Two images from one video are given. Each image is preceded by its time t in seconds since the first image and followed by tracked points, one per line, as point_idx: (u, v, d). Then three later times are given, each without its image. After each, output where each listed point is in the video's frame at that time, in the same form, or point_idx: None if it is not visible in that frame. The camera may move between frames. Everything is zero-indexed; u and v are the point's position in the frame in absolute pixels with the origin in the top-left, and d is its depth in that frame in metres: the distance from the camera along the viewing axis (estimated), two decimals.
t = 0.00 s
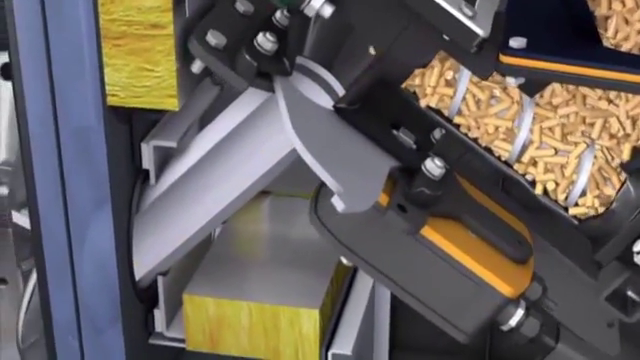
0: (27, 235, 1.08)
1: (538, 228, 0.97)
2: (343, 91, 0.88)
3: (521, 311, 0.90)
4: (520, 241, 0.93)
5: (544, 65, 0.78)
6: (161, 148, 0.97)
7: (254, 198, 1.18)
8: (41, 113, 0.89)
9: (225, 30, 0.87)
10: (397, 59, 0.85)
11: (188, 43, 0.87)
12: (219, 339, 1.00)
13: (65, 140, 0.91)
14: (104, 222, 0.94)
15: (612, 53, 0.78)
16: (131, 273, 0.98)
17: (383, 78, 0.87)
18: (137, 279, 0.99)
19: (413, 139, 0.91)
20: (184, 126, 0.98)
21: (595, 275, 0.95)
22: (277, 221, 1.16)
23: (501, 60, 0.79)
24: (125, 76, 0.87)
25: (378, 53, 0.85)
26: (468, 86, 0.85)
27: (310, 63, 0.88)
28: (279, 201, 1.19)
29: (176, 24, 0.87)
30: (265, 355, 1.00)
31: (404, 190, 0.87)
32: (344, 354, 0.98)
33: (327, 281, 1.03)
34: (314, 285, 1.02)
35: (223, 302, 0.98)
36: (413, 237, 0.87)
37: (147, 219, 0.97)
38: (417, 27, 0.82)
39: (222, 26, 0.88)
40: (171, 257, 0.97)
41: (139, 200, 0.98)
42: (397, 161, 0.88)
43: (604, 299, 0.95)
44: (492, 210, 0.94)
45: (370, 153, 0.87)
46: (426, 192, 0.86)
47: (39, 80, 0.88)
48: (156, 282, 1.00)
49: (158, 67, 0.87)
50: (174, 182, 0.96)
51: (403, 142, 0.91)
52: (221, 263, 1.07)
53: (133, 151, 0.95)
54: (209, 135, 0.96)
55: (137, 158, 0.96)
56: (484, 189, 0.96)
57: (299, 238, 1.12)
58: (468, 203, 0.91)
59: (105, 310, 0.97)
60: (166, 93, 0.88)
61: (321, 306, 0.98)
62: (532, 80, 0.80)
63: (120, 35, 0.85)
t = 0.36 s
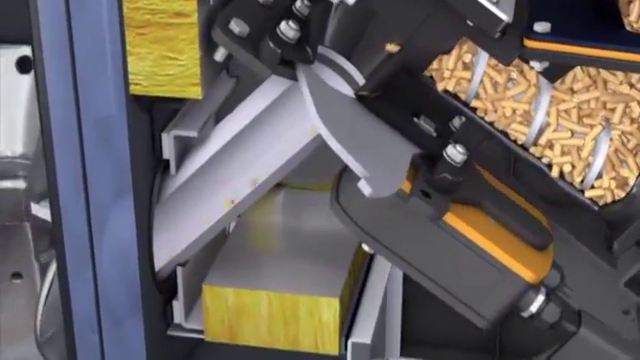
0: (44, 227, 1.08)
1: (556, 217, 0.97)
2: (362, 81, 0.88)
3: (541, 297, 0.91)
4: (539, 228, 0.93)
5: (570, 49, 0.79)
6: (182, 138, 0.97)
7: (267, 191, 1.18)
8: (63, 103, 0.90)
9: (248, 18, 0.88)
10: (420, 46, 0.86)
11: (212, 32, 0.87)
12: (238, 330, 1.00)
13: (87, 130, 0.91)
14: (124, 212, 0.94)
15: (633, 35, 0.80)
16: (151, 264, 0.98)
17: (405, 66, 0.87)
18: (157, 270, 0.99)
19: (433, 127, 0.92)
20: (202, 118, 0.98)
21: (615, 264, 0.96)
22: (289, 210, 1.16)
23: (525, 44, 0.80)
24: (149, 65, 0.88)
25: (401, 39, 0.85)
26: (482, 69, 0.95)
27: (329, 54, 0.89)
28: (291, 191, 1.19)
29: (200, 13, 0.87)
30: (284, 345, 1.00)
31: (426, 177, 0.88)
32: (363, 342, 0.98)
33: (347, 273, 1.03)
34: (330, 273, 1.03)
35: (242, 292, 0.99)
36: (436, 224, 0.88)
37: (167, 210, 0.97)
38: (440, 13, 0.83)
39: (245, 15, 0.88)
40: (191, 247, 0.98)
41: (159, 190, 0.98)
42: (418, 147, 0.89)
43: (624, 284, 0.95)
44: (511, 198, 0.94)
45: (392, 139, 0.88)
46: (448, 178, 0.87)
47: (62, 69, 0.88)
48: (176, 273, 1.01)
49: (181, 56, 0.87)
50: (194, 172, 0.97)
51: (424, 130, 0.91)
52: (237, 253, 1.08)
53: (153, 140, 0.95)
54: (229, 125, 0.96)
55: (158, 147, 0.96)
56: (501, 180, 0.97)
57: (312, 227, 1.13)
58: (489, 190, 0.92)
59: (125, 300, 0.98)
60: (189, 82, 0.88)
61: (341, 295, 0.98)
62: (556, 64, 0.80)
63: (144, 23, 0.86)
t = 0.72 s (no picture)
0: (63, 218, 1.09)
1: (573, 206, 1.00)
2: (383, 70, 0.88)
3: (562, 283, 0.92)
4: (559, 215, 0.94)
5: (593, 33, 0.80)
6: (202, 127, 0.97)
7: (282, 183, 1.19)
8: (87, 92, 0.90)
9: (271, 6, 0.88)
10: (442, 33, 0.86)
11: (236, 20, 0.88)
12: (258, 319, 1.00)
13: (110, 119, 0.91)
14: (146, 201, 0.94)
15: None
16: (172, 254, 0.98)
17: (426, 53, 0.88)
18: (178, 260, 0.99)
19: (454, 114, 0.92)
20: (222, 106, 0.98)
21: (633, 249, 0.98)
22: (304, 202, 1.17)
23: (549, 28, 0.81)
24: (173, 52, 0.88)
25: (423, 26, 0.86)
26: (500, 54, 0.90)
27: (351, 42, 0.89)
28: (306, 183, 1.20)
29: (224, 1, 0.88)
30: (304, 335, 1.00)
31: (449, 162, 0.89)
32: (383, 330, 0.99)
33: (367, 263, 1.04)
34: (349, 262, 1.03)
35: (263, 281, 0.99)
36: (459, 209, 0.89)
37: (187, 200, 0.97)
38: None
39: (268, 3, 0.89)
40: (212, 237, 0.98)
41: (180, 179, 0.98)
42: (440, 134, 0.90)
43: None
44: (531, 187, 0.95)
45: (415, 125, 0.89)
46: (471, 163, 0.88)
47: (85, 58, 0.89)
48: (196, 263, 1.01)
49: (206, 43, 0.88)
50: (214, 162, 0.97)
51: (444, 116, 0.92)
52: (254, 243, 1.08)
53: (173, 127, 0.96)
54: (249, 114, 0.95)
55: (178, 137, 0.97)
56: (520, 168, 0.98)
57: (327, 218, 1.13)
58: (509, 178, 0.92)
59: (145, 290, 0.98)
60: (213, 70, 0.89)
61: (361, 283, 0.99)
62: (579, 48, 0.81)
63: (168, 11, 0.87)
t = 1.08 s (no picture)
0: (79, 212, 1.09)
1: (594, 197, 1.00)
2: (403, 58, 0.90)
3: (583, 268, 0.92)
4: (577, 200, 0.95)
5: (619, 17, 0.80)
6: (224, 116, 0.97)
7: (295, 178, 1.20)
8: (110, 82, 0.91)
9: None
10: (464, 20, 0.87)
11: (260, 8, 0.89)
12: (279, 308, 1.01)
13: (133, 108, 0.92)
14: (168, 190, 0.95)
15: None
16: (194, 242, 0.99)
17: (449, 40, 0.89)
18: (199, 250, 1.00)
19: (476, 101, 0.93)
20: (242, 95, 0.99)
21: None
22: (317, 194, 1.17)
23: (574, 12, 0.81)
24: (198, 40, 0.89)
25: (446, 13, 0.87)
26: (522, 35, 0.86)
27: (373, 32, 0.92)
28: (317, 178, 1.20)
29: None
30: (325, 324, 1.01)
31: (472, 149, 0.90)
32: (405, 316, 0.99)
33: (384, 252, 1.05)
34: (366, 252, 1.04)
35: (284, 269, 1.00)
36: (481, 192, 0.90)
37: (211, 187, 0.99)
38: None
39: None
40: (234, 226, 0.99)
41: (202, 168, 0.99)
42: (461, 121, 0.91)
43: None
44: (550, 174, 0.96)
45: (437, 111, 0.90)
46: (494, 148, 0.89)
47: (110, 48, 0.90)
48: (216, 256, 1.02)
49: (230, 31, 0.89)
50: (238, 150, 0.98)
51: (466, 102, 0.93)
52: (270, 234, 1.09)
53: (195, 116, 0.96)
54: (270, 102, 0.97)
55: (200, 125, 0.97)
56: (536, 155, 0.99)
57: (341, 209, 1.14)
58: (530, 166, 0.93)
59: (166, 279, 0.98)
60: (237, 58, 0.90)
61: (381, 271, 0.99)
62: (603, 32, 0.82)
63: None
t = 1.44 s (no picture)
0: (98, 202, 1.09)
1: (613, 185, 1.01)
2: (424, 47, 0.90)
3: (603, 253, 0.93)
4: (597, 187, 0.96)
5: None
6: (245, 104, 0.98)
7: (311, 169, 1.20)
8: (134, 71, 0.91)
9: None
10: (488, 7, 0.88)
11: None
12: (300, 297, 1.01)
13: (157, 96, 0.92)
14: (191, 178, 0.95)
15: None
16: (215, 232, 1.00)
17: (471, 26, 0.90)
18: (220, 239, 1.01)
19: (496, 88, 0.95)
20: (261, 86, 1.00)
21: None
22: (334, 184, 1.18)
23: None
24: (222, 28, 0.90)
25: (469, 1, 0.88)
26: (539, 18, 0.86)
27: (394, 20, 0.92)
28: (334, 168, 1.21)
29: None
30: (346, 313, 1.01)
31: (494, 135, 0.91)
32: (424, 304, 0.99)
33: (403, 241, 1.05)
34: (386, 241, 1.05)
35: (304, 257, 1.00)
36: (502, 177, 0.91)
37: (232, 176, 1.00)
38: None
39: None
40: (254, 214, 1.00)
41: (224, 157, 1.01)
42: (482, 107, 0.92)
43: None
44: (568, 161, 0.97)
45: (459, 97, 0.90)
46: (517, 133, 0.90)
47: (135, 37, 0.90)
48: (237, 246, 1.03)
49: (256, 18, 0.90)
50: (257, 140, 0.99)
51: (486, 89, 0.95)
52: (289, 223, 1.10)
53: (218, 105, 0.97)
54: (291, 89, 0.98)
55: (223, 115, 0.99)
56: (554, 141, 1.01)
57: (356, 200, 1.15)
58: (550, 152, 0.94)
59: (188, 267, 0.98)
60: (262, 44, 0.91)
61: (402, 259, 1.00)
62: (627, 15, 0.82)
63: None
